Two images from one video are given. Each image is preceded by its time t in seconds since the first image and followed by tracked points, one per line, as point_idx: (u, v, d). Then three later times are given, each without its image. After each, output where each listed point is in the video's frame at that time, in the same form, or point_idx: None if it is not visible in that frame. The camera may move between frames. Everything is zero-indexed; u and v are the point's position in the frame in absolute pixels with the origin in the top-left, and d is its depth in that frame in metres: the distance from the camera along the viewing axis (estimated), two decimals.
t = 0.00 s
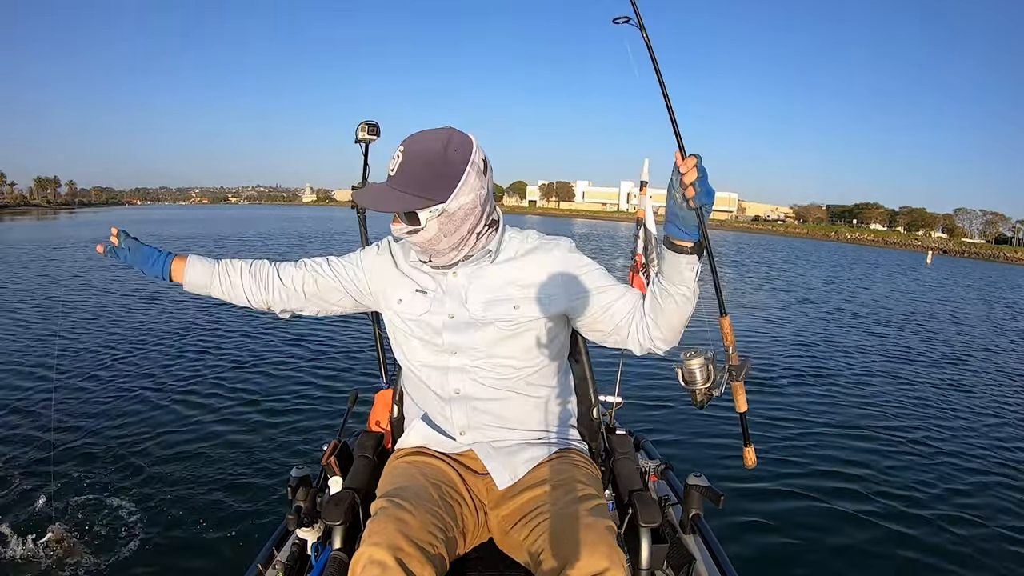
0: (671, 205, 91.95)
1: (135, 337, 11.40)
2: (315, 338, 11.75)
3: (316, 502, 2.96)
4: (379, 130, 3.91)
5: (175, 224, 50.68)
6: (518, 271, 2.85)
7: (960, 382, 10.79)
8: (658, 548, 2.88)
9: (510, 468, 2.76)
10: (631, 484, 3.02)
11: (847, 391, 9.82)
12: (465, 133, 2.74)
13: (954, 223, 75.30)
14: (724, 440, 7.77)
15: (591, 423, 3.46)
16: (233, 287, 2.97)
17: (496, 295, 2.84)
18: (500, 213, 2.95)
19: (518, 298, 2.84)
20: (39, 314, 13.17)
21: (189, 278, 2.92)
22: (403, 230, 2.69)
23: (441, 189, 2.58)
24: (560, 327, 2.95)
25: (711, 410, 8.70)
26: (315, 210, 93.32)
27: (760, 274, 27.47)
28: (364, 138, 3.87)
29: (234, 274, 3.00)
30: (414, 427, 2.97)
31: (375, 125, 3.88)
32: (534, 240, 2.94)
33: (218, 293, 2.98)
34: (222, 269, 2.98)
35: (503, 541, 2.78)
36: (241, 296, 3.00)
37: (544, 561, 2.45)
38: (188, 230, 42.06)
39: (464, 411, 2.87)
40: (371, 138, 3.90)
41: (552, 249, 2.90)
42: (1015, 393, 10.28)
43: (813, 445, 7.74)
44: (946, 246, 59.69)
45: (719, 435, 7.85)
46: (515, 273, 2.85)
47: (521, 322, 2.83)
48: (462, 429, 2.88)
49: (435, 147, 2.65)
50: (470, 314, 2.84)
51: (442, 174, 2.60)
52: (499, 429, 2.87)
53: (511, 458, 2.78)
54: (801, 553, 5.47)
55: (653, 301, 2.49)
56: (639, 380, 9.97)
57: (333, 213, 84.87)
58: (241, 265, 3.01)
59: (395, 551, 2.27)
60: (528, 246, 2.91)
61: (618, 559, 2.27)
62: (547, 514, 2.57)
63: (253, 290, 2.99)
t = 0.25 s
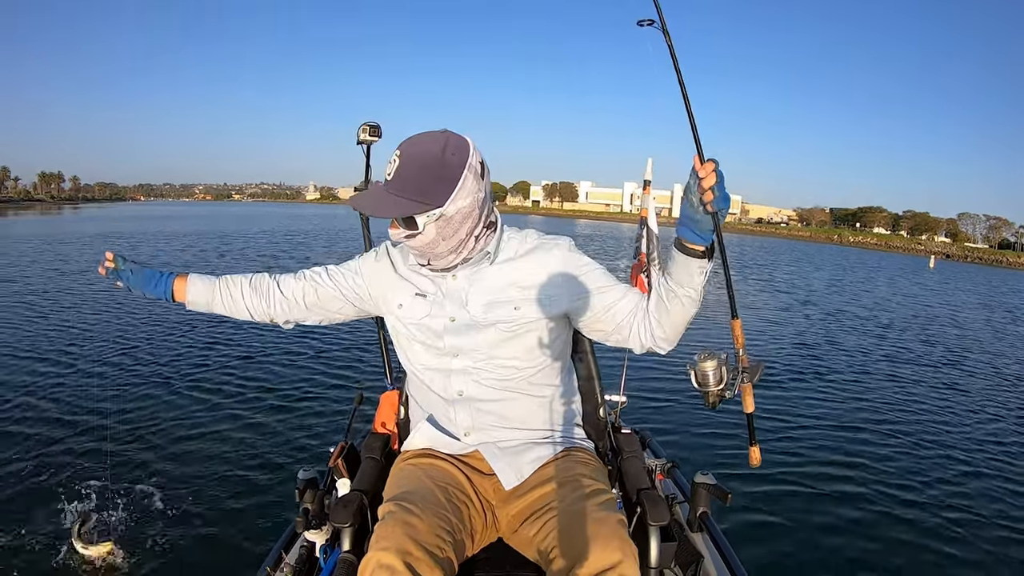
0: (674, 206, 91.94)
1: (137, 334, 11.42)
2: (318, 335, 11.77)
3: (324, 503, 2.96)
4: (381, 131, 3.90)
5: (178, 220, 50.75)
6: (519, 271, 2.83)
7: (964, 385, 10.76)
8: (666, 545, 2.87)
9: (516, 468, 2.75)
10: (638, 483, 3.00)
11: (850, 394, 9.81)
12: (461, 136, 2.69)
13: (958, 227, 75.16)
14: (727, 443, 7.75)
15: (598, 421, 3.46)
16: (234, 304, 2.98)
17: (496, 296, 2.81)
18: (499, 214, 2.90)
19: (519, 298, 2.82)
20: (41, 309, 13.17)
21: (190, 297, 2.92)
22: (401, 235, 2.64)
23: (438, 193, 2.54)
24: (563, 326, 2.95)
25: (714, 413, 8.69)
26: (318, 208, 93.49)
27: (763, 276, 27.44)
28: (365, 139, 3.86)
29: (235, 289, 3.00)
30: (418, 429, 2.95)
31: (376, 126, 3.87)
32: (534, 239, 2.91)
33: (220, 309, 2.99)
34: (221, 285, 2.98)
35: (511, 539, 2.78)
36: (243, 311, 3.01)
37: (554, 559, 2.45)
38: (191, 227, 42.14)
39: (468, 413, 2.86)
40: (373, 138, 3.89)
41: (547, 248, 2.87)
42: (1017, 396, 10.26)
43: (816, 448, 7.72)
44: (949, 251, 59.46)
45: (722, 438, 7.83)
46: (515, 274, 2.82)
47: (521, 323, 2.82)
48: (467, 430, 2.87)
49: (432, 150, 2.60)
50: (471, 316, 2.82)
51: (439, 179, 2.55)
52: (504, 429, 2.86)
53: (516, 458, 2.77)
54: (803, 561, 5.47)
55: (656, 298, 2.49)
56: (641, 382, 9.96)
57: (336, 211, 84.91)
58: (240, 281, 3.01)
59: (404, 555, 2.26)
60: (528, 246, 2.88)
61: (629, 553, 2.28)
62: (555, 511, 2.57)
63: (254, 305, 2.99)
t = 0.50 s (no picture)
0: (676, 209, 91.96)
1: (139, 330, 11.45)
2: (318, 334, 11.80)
3: (320, 504, 2.96)
4: (379, 132, 3.92)
5: (181, 217, 50.86)
6: (509, 272, 2.85)
7: (964, 390, 10.76)
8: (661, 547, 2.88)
9: (510, 469, 2.76)
10: (634, 484, 3.01)
11: (850, 397, 9.81)
12: (444, 139, 2.68)
13: (960, 233, 75.07)
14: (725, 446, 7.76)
15: (592, 422, 3.55)
16: (236, 332, 3.02)
17: (486, 298, 2.83)
18: (485, 215, 2.90)
19: (508, 299, 2.83)
20: (41, 303, 13.18)
21: (192, 327, 2.94)
22: (388, 240, 2.63)
23: (424, 199, 2.53)
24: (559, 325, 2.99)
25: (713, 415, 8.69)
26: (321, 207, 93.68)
27: (764, 279, 27.43)
28: (365, 141, 3.88)
29: (235, 319, 3.05)
30: (413, 431, 2.96)
31: (375, 128, 3.89)
32: (522, 239, 2.95)
33: (221, 338, 3.03)
34: (222, 315, 3.02)
35: (507, 538, 2.79)
36: (244, 340, 3.06)
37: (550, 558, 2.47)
38: (194, 224, 42.22)
39: (461, 414, 2.88)
40: (372, 140, 3.91)
41: (536, 248, 2.91)
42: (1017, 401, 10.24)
43: (815, 452, 7.73)
44: (952, 257, 59.28)
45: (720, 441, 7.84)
46: (503, 275, 2.85)
47: (512, 325, 2.83)
48: (460, 431, 2.88)
49: (416, 155, 2.59)
50: (461, 319, 2.83)
51: (423, 184, 2.54)
52: (498, 431, 2.86)
53: (511, 459, 2.78)
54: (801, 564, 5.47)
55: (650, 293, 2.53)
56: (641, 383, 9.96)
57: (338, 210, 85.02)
58: (240, 310, 3.06)
59: (397, 558, 2.28)
60: (516, 246, 2.91)
61: (623, 551, 2.30)
62: (550, 510, 2.58)
63: (256, 333, 3.05)
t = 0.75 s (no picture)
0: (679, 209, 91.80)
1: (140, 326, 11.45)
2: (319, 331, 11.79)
3: (320, 503, 2.95)
4: (380, 130, 3.90)
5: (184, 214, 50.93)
6: (510, 271, 2.83)
7: (967, 390, 10.71)
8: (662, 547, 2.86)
9: (512, 469, 2.74)
10: (635, 485, 2.99)
11: (852, 397, 9.78)
12: (442, 140, 2.65)
13: (964, 236, 74.84)
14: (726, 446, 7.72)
15: (594, 421, 3.53)
16: (284, 392, 3.10)
17: (487, 300, 2.81)
18: (484, 215, 2.88)
19: (509, 300, 2.81)
20: (41, 298, 13.16)
21: (243, 396, 2.99)
22: (388, 245, 2.61)
23: (424, 202, 2.50)
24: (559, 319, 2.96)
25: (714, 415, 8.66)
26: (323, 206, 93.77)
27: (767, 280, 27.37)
28: (364, 138, 3.87)
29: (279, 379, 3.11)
30: (414, 430, 2.95)
31: (375, 125, 3.87)
32: (521, 237, 2.94)
33: (270, 400, 3.10)
34: (268, 378, 3.09)
35: (509, 539, 2.77)
36: (292, 397, 3.15)
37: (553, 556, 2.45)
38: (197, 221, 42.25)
39: (462, 415, 2.86)
40: (372, 137, 3.89)
41: (537, 246, 2.89)
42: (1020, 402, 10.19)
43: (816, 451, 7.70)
44: (955, 259, 59.08)
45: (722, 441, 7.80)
46: (505, 276, 2.83)
47: (512, 325, 2.80)
48: (461, 432, 2.86)
49: (414, 158, 2.56)
50: (462, 321, 2.81)
51: (422, 186, 2.51)
52: (500, 432, 2.84)
53: (513, 458, 2.76)
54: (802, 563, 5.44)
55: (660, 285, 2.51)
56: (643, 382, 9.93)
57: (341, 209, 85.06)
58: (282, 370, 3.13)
59: (399, 558, 2.26)
60: (516, 245, 2.89)
61: (627, 551, 2.28)
62: (553, 510, 2.56)
63: (303, 390, 3.15)
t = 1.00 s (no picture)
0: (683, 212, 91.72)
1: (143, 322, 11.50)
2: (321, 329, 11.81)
3: (314, 498, 2.97)
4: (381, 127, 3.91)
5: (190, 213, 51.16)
6: (503, 273, 2.85)
7: (969, 394, 10.67)
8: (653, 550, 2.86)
9: (506, 468, 2.76)
10: (629, 486, 2.99)
11: (853, 399, 9.75)
12: (430, 144, 2.65)
13: (969, 241, 74.57)
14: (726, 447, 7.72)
15: (588, 423, 3.53)
16: (296, 422, 3.14)
17: (481, 302, 2.83)
18: (476, 216, 2.88)
19: (502, 302, 2.83)
20: (47, 293, 13.24)
21: (259, 436, 3.06)
22: (382, 250, 2.63)
23: (415, 206, 2.51)
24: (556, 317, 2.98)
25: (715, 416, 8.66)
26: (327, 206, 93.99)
27: (771, 283, 27.32)
28: (366, 135, 3.89)
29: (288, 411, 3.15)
30: (408, 429, 2.97)
31: (376, 123, 3.88)
32: (516, 236, 2.96)
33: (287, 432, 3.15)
34: (277, 413, 3.13)
35: (502, 539, 2.78)
36: (306, 423, 3.19)
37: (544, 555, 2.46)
38: (202, 220, 42.41)
39: (457, 415, 2.88)
40: (373, 135, 3.91)
41: (531, 246, 2.91)
42: None
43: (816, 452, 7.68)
44: (958, 264, 58.90)
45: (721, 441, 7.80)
46: (499, 276, 2.85)
47: (507, 327, 2.82)
48: (456, 432, 2.88)
49: (403, 163, 2.56)
50: (457, 323, 2.84)
51: (412, 190, 2.52)
52: (494, 432, 2.85)
53: (507, 458, 2.78)
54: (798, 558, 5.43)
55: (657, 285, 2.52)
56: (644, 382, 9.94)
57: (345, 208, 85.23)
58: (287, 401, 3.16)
59: (392, 555, 2.27)
60: (509, 246, 2.91)
61: (618, 553, 2.29)
62: (546, 509, 2.57)
63: (313, 413, 3.17)
